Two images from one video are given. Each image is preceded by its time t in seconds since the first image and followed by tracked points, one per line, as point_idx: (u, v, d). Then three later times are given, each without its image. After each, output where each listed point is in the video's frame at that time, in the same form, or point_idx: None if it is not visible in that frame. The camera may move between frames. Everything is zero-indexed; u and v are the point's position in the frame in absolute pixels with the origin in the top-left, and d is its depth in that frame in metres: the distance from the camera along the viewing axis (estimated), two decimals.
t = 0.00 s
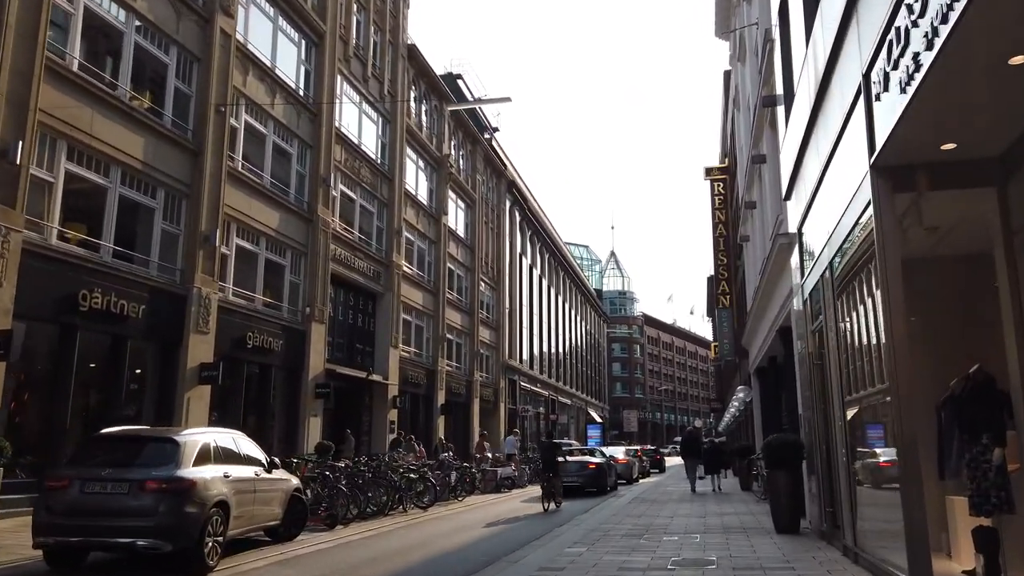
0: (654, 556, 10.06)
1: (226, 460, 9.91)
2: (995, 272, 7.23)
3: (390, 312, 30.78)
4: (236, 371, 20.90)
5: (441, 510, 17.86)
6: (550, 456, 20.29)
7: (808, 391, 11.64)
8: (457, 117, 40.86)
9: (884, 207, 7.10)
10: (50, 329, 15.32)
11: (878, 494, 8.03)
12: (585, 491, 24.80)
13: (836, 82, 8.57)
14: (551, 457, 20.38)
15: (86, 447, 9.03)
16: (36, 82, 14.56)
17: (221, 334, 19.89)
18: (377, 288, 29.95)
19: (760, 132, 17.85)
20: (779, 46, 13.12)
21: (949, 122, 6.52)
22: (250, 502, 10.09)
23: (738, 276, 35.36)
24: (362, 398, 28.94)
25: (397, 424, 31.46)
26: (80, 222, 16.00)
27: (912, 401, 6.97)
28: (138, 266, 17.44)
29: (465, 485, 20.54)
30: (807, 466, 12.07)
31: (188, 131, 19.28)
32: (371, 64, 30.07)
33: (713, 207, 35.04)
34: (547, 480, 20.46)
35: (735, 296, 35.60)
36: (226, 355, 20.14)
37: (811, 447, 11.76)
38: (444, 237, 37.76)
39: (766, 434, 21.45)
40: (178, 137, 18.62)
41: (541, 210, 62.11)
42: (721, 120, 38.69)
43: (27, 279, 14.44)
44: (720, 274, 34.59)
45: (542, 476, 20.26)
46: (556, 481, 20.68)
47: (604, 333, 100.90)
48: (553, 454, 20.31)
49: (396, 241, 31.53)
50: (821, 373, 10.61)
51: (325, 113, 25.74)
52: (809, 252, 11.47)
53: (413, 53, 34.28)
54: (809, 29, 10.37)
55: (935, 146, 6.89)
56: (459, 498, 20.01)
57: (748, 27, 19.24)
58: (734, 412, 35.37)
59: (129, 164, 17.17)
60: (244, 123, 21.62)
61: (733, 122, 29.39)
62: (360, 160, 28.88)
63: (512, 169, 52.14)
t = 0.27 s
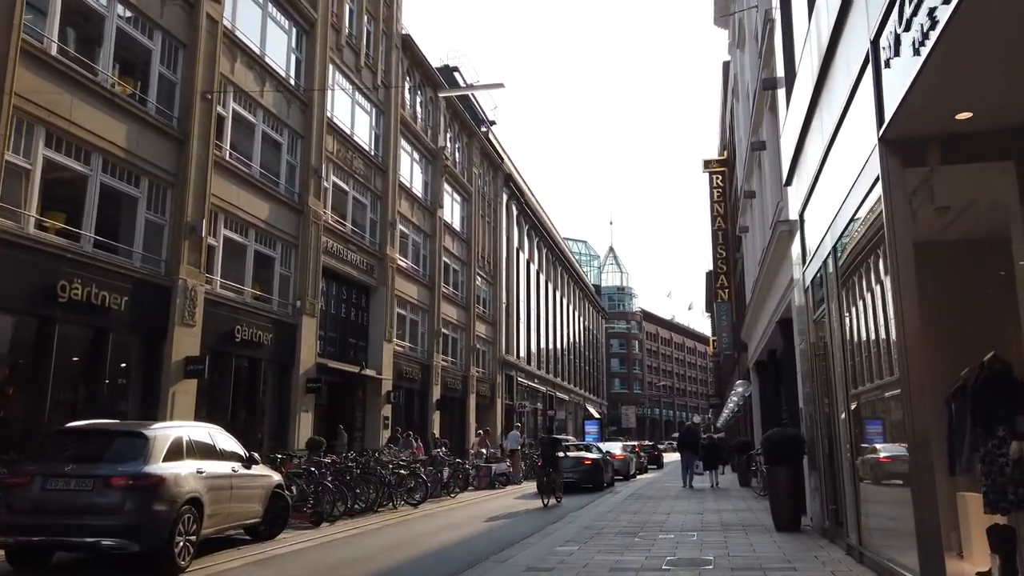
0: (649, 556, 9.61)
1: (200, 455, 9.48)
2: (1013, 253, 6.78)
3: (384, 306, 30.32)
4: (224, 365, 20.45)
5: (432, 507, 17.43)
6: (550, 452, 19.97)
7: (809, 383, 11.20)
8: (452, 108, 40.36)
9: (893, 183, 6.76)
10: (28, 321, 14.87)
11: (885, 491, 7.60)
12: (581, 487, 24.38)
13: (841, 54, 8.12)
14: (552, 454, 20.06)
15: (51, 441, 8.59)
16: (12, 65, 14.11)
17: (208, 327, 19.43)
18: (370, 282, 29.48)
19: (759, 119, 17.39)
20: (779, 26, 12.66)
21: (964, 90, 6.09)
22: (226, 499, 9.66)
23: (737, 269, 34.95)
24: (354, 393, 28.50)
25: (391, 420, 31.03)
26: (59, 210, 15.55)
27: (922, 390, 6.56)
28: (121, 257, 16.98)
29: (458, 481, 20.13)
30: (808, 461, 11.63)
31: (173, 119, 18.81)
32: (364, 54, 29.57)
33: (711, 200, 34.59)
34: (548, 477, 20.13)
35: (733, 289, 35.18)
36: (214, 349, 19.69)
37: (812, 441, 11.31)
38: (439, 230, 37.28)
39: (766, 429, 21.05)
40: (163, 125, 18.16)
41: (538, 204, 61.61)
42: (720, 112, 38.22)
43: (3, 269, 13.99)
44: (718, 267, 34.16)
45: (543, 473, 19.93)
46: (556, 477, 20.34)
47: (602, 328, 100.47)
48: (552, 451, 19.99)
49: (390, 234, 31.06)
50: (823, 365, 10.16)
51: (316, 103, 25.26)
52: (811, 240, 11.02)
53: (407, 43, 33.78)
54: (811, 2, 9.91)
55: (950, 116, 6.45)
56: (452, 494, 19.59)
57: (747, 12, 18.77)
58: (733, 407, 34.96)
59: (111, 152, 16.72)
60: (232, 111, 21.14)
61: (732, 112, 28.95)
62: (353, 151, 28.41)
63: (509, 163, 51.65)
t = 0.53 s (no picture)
0: (645, 565, 9.13)
1: (174, 459, 9.02)
2: None
3: (378, 305, 29.87)
4: (212, 365, 19.97)
5: (424, 510, 16.97)
6: (551, 453, 19.67)
7: (813, 383, 10.73)
8: (448, 106, 39.90)
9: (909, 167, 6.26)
10: (6, 320, 14.42)
11: (895, 497, 7.14)
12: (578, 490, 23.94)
13: (851, 33, 7.66)
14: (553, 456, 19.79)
15: (13, 445, 8.13)
16: None
17: (195, 326, 18.95)
18: (364, 280, 29.01)
19: (759, 113, 16.95)
20: (781, 13, 12.21)
21: (986, 66, 5.62)
22: (202, 505, 9.21)
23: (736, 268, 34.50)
24: (348, 394, 28.03)
25: (386, 421, 30.57)
26: (39, 206, 15.10)
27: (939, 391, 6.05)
28: (104, 254, 16.51)
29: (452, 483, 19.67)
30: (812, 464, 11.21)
31: (158, 112, 18.35)
32: (358, 49, 29.12)
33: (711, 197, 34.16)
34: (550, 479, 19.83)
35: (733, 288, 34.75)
36: (201, 348, 19.23)
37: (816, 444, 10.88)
38: (435, 229, 36.84)
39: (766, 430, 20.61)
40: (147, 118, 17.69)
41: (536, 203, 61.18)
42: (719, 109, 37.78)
43: None
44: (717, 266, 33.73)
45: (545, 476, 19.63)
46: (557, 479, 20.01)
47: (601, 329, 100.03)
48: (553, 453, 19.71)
49: (384, 232, 30.60)
50: (828, 364, 9.70)
51: (308, 98, 24.80)
52: (814, 234, 10.56)
53: (402, 39, 33.32)
54: None
55: (969, 95, 5.97)
56: (446, 497, 19.16)
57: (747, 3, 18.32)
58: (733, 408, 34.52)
59: (93, 145, 16.26)
60: (220, 106, 20.67)
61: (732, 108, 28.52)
62: (346, 148, 27.96)
63: (506, 161, 51.20)
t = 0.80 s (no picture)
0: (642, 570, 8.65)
1: (145, 458, 8.58)
2: None
3: (372, 302, 29.41)
4: (199, 362, 19.52)
5: (416, 512, 16.51)
6: (553, 454, 19.39)
7: (817, 380, 10.29)
8: (445, 101, 39.44)
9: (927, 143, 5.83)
10: None
11: (909, 498, 6.67)
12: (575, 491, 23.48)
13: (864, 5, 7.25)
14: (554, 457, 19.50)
15: None
16: None
17: (181, 323, 18.49)
18: (358, 278, 28.56)
19: (761, 103, 16.51)
20: None
21: (1013, 27, 5.20)
22: (176, 506, 8.76)
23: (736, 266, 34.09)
24: (341, 393, 27.57)
25: (380, 420, 30.10)
26: (18, 197, 14.65)
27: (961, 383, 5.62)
28: (87, 248, 16.06)
29: (446, 484, 19.23)
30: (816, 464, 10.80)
31: (144, 103, 17.91)
32: (352, 42, 28.66)
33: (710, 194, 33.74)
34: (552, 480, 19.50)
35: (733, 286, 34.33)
36: (188, 345, 18.78)
37: (821, 443, 10.45)
38: (431, 226, 36.39)
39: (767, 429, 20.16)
40: (133, 109, 17.25)
41: (534, 201, 60.73)
42: (719, 105, 37.35)
43: None
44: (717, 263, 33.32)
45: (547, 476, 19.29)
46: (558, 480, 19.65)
47: (600, 328, 99.56)
48: (554, 453, 19.43)
49: (379, 229, 30.13)
50: (835, 360, 9.25)
51: (301, 91, 24.35)
52: (819, 224, 10.12)
53: (397, 33, 32.86)
54: None
55: (993, 62, 5.56)
56: (439, 498, 18.72)
57: None
58: (733, 408, 34.11)
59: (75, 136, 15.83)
60: (209, 97, 20.22)
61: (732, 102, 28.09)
62: (340, 143, 27.51)
63: (504, 159, 50.74)
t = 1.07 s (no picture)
0: None
1: (112, 461, 8.15)
2: None
3: (366, 301, 28.95)
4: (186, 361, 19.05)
5: (407, 514, 16.07)
6: (553, 456, 19.19)
7: (822, 379, 9.87)
8: (441, 98, 38.98)
9: (945, 119, 5.42)
10: None
11: (923, 504, 6.22)
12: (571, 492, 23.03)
13: None
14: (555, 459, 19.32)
15: None
16: None
17: (167, 320, 18.03)
18: (351, 276, 28.10)
19: (761, 95, 16.07)
20: None
21: None
22: (145, 512, 8.33)
23: (736, 264, 33.68)
24: (334, 393, 27.11)
25: (374, 421, 29.65)
26: None
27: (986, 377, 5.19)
28: (67, 243, 15.61)
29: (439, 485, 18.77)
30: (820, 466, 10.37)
31: (128, 95, 17.45)
32: (345, 36, 28.20)
33: (709, 192, 33.32)
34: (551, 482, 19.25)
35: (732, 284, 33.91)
36: (174, 344, 18.32)
37: (824, 444, 10.01)
38: (426, 224, 35.94)
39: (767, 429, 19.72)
40: (117, 101, 16.81)
41: (532, 200, 60.26)
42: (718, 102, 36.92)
43: None
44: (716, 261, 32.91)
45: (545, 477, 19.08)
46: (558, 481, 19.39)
47: (598, 328, 99.10)
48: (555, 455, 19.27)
49: (373, 226, 29.66)
50: (840, 357, 8.83)
51: (292, 85, 23.90)
52: (823, 215, 9.68)
53: (392, 28, 32.40)
54: None
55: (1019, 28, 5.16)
56: (431, 500, 18.26)
57: None
58: (731, 408, 33.66)
59: (55, 128, 15.38)
60: (196, 90, 19.75)
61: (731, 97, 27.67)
62: (333, 138, 27.05)
63: (501, 156, 50.29)
